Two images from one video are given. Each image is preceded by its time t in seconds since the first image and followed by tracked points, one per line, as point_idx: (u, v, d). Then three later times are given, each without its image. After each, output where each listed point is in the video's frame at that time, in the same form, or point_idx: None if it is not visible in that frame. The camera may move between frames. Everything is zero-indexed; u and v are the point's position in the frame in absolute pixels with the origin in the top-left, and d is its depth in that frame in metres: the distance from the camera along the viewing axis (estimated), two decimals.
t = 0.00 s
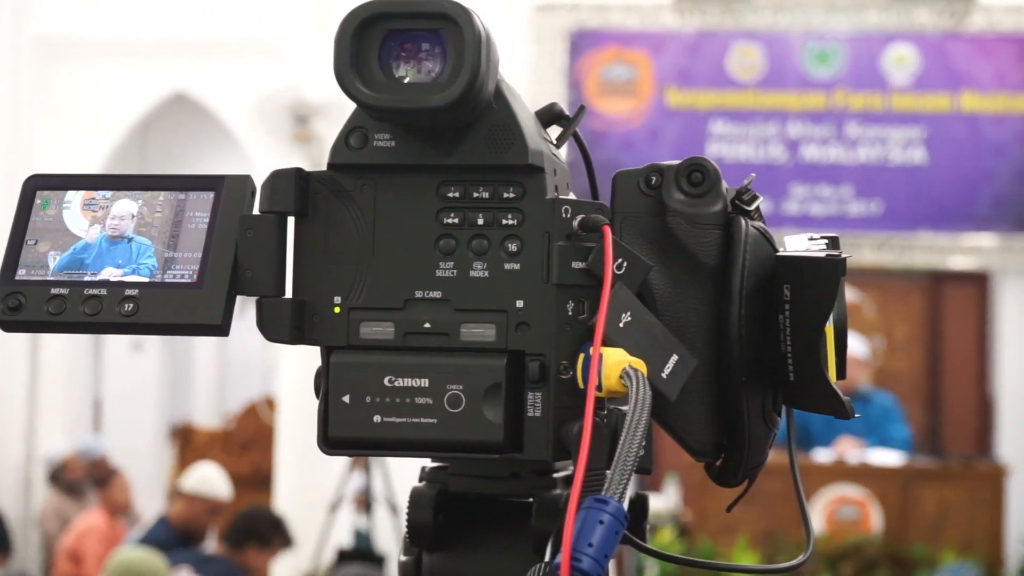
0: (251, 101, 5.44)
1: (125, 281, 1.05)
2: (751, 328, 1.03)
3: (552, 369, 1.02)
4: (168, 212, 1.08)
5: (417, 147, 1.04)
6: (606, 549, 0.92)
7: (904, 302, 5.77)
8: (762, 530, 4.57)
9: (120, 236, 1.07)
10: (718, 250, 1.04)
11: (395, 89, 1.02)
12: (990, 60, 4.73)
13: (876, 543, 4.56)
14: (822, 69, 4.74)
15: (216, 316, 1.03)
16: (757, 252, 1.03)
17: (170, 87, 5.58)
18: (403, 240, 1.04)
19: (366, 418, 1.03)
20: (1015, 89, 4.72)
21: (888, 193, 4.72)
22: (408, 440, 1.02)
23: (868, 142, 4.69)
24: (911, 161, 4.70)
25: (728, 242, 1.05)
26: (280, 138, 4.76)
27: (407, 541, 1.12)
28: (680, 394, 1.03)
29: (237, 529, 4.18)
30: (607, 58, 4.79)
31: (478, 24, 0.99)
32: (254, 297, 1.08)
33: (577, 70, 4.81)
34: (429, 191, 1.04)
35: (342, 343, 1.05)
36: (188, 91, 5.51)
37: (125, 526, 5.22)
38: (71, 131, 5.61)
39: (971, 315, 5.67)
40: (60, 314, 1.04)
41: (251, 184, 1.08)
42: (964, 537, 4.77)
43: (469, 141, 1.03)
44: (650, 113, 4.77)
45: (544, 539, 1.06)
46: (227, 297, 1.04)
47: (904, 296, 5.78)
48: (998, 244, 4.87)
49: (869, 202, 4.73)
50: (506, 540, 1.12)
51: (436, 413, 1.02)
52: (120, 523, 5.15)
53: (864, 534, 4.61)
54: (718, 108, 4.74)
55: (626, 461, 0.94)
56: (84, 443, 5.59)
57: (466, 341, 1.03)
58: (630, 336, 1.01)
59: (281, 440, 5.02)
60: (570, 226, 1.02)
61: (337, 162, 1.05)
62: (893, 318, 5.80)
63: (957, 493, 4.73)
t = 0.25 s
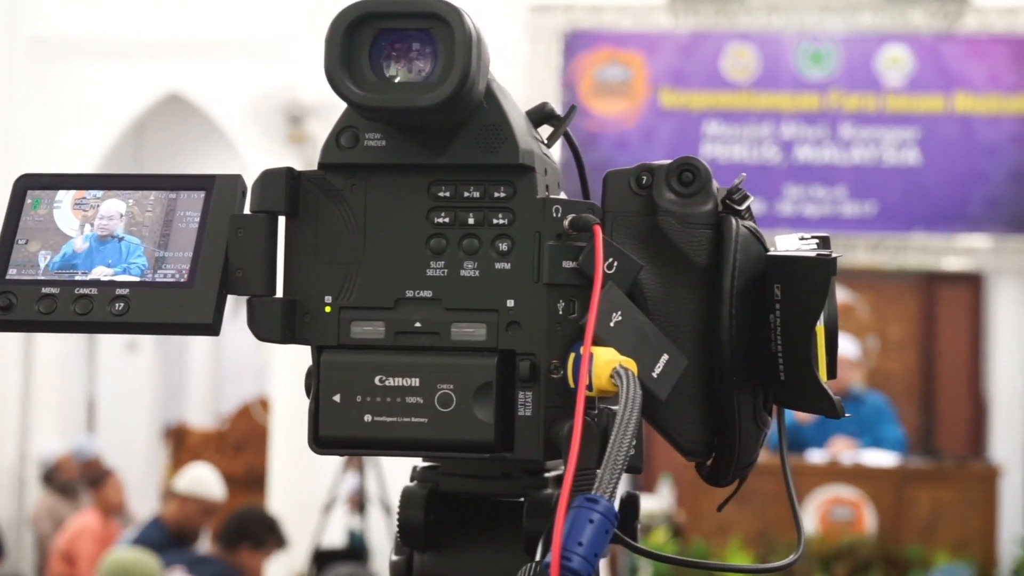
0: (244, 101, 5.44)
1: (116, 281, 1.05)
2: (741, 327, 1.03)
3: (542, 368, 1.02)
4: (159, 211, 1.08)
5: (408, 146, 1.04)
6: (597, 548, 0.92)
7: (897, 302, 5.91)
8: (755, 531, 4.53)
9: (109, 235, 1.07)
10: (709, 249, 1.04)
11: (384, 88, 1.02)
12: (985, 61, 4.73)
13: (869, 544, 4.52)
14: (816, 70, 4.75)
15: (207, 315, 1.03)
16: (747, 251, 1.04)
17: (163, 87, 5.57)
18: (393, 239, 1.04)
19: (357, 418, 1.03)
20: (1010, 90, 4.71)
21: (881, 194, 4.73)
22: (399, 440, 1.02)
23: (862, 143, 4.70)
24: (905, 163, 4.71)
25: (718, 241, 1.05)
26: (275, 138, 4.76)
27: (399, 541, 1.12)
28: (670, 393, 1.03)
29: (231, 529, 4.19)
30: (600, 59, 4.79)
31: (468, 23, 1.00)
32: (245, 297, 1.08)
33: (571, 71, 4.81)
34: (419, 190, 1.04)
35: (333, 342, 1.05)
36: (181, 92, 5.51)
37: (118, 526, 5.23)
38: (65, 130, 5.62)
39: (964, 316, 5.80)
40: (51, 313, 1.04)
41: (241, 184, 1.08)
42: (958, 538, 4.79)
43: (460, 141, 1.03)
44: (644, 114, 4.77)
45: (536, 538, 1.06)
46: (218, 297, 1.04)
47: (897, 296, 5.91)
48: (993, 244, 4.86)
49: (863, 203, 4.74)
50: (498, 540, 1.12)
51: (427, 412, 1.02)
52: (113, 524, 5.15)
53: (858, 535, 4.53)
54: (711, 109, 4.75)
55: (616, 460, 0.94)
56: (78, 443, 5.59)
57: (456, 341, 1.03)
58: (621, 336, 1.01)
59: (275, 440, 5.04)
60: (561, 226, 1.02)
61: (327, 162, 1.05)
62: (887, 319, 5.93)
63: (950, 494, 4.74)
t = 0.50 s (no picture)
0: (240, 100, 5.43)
1: (107, 280, 1.05)
2: (733, 326, 1.03)
3: (534, 367, 1.02)
4: (151, 211, 1.07)
5: (400, 145, 1.04)
6: (588, 547, 0.92)
7: (891, 302, 5.99)
8: (749, 529, 4.55)
9: (99, 234, 1.07)
10: (701, 248, 1.04)
11: (376, 87, 1.02)
12: (978, 60, 4.74)
13: (864, 543, 4.57)
14: (810, 69, 4.74)
15: (198, 314, 1.03)
16: (739, 250, 1.04)
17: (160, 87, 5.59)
18: (385, 238, 1.04)
19: (349, 417, 1.03)
20: (1003, 89, 4.73)
21: (876, 193, 4.71)
22: (391, 439, 1.02)
23: (856, 143, 4.69)
24: (899, 162, 4.70)
25: (710, 240, 1.05)
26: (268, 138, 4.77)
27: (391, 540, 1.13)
28: (662, 392, 1.03)
29: (225, 528, 4.18)
30: (594, 59, 4.79)
31: (460, 22, 0.99)
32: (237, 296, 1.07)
33: (565, 71, 4.81)
34: (411, 189, 1.04)
35: (324, 342, 1.05)
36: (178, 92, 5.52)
37: (112, 526, 5.22)
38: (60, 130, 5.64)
39: (958, 314, 5.86)
40: (43, 313, 1.04)
41: (233, 183, 1.08)
42: (952, 537, 4.78)
43: (452, 140, 1.03)
44: (638, 113, 4.77)
45: (528, 537, 1.06)
46: (209, 297, 1.04)
47: (892, 296, 5.99)
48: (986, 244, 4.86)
49: (858, 202, 4.72)
50: (490, 539, 1.12)
51: (418, 412, 1.02)
52: (107, 523, 5.15)
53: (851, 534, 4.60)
54: (706, 108, 4.74)
55: (607, 459, 0.94)
56: (73, 443, 5.58)
57: (448, 340, 1.03)
58: (613, 335, 1.01)
59: (269, 439, 5.03)
60: (552, 225, 1.02)
61: (319, 161, 1.05)
62: (882, 318, 6.00)
63: (944, 494, 4.74)
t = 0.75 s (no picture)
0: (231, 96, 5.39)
1: (98, 277, 1.05)
2: (724, 322, 1.03)
3: (525, 363, 1.02)
4: (141, 208, 1.07)
5: (391, 142, 1.04)
6: (579, 543, 0.92)
7: (885, 300, 6.00)
8: (742, 528, 4.55)
9: (88, 231, 1.07)
10: (692, 244, 1.04)
11: (366, 84, 1.02)
12: (971, 59, 4.73)
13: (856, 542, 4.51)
14: (803, 68, 4.73)
15: (189, 311, 1.03)
16: (730, 247, 1.04)
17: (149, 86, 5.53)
18: (376, 235, 1.04)
19: (341, 414, 1.03)
20: (996, 88, 4.72)
21: (869, 192, 4.71)
22: (382, 435, 1.02)
23: (850, 141, 4.68)
24: (893, 160, 4.69)
25: (701, 237, 1.05)
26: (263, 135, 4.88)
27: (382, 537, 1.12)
28: (653, 389, 1.03)
29: (217, 528, 4.17)
30: (588, 57, 4.79)
31: (450, 19, 1.00)
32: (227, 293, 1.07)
33: (558, 70, 4.82)
34: (401, 186, 1.04)
35: (315, 338, 1.05)
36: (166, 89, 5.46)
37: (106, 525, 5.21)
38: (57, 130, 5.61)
39: (952, 311, 5.89)
40: (33, 310, 1.04)
41: (224, 180, 1.07)
42: (945, 536, 4.79)
43: (443, 136, 1.03)
44: (631, 112, 4.77)
45: (520, 534, 1.06)
46: (200, 294, 1.04)
47: (886, 294, 6.00)
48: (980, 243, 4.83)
49: (851, 201, 4.72)
50: (482, 535, 1.12)
51: (410, 409, 1.02)
52: (101, 522, 5.13)
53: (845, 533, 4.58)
54: (699, 106, 4.73)
55: (599, 455, 0.94)
56: (67, 442, 5.57)
57: (439, 336, 1.03)
58: (604, 332, 1.01)
59: (263, 438, 5.02)
60: (544, 221, 1.02)
61: (310, 157, 1.05)
62: (876, 317, 6.00)
63: (938, 491, 4.75)
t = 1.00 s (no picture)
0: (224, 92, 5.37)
1: (87, 273, 1.05)
2: (714, 319, 1.03)
3: (515, 359, 1.02)
4: (131, 204, 1.07)
5: (380, 138, 1.04)
6: (568, 540, 0.92)
7: (878, 298, 6.07)
8: (737, 526, 4.58)
9: (77, 228, 1.07)
10: (682, 241, 1.04)
11: (356, 80, 1.02)
12: (965, 57, 4.71)
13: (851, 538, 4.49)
14: (797, 65, 4.71)
15: (178, 308, 1.03)
16: (720, 244, 1.04)
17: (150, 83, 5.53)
18: (366, 231, 1.04)
19: (330, 410, 1.03)
20: (991, 85, 4.70)
21: (863, 189, 4.70)
22: (371, 432, 1.02)
23: (844, 139, 4.67)
24: (887, 158, 4.67)
25: (691, 233, 1.05)
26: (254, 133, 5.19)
27: (373, 534, 1.12)
28: (643, 385, 1.02)
29: (211, 525, 4.16)
30: (582, 55, 4.76)
31: (439, 14, 0.99)
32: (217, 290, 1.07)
33: (553, 67, 4.79)
34: (391, 182, 1.04)
35: (305, 335, 1.05)
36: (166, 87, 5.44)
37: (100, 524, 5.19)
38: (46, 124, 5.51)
39: (945, 310, 6.03)
40: (21, 307, 1.04)
41: (213, 176, 1.07)
42: (938, 534, 4.80)
43: (433, 133, 1.03)
44: (625, 110, 4.75)
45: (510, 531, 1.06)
46: (189, 290, 1.04)
47: (879, 292, 6.08)
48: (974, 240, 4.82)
49: (845, 199, 4.70)
50: (472, 532, 1.12)
51: (399, 405, 1.01)
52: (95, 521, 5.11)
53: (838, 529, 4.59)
54: (694, 104, 4.71)
55: (588, 451, 0.94)
56: (61, 440, 5.55)
57: (430, 332, 1.03)
58: (593, 327, 1.01)
59: (257, 437, 5.02)
60: (533, 217, 1.02)
61: (300, 154, 1.05)
62: (870, 316, 6.08)
63: (933, 488, 4.78)
